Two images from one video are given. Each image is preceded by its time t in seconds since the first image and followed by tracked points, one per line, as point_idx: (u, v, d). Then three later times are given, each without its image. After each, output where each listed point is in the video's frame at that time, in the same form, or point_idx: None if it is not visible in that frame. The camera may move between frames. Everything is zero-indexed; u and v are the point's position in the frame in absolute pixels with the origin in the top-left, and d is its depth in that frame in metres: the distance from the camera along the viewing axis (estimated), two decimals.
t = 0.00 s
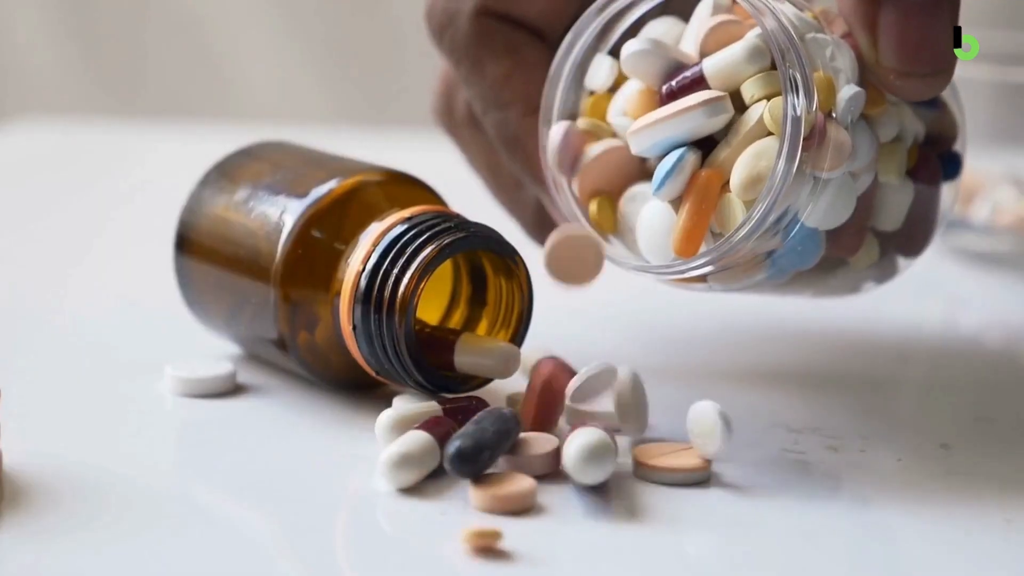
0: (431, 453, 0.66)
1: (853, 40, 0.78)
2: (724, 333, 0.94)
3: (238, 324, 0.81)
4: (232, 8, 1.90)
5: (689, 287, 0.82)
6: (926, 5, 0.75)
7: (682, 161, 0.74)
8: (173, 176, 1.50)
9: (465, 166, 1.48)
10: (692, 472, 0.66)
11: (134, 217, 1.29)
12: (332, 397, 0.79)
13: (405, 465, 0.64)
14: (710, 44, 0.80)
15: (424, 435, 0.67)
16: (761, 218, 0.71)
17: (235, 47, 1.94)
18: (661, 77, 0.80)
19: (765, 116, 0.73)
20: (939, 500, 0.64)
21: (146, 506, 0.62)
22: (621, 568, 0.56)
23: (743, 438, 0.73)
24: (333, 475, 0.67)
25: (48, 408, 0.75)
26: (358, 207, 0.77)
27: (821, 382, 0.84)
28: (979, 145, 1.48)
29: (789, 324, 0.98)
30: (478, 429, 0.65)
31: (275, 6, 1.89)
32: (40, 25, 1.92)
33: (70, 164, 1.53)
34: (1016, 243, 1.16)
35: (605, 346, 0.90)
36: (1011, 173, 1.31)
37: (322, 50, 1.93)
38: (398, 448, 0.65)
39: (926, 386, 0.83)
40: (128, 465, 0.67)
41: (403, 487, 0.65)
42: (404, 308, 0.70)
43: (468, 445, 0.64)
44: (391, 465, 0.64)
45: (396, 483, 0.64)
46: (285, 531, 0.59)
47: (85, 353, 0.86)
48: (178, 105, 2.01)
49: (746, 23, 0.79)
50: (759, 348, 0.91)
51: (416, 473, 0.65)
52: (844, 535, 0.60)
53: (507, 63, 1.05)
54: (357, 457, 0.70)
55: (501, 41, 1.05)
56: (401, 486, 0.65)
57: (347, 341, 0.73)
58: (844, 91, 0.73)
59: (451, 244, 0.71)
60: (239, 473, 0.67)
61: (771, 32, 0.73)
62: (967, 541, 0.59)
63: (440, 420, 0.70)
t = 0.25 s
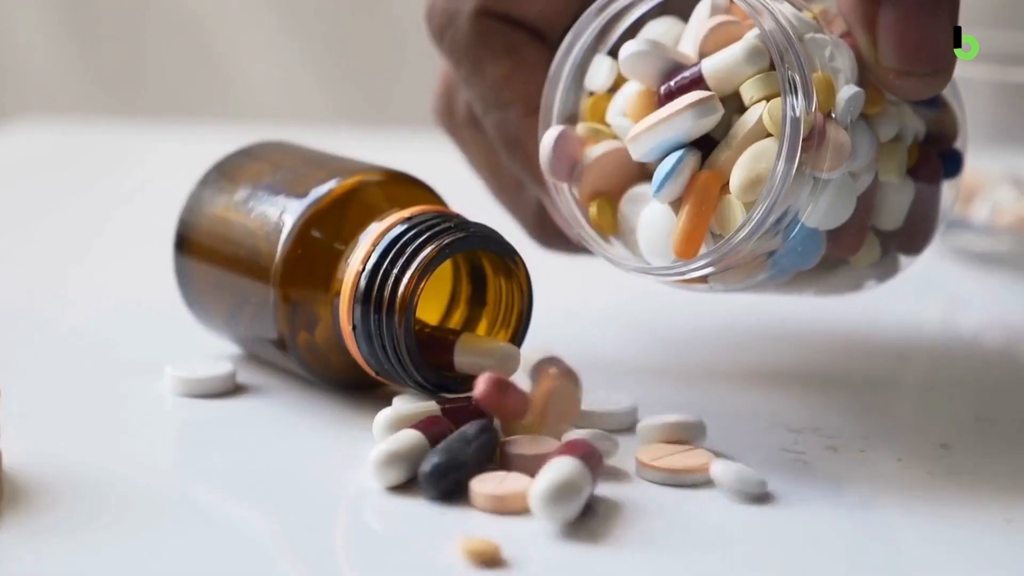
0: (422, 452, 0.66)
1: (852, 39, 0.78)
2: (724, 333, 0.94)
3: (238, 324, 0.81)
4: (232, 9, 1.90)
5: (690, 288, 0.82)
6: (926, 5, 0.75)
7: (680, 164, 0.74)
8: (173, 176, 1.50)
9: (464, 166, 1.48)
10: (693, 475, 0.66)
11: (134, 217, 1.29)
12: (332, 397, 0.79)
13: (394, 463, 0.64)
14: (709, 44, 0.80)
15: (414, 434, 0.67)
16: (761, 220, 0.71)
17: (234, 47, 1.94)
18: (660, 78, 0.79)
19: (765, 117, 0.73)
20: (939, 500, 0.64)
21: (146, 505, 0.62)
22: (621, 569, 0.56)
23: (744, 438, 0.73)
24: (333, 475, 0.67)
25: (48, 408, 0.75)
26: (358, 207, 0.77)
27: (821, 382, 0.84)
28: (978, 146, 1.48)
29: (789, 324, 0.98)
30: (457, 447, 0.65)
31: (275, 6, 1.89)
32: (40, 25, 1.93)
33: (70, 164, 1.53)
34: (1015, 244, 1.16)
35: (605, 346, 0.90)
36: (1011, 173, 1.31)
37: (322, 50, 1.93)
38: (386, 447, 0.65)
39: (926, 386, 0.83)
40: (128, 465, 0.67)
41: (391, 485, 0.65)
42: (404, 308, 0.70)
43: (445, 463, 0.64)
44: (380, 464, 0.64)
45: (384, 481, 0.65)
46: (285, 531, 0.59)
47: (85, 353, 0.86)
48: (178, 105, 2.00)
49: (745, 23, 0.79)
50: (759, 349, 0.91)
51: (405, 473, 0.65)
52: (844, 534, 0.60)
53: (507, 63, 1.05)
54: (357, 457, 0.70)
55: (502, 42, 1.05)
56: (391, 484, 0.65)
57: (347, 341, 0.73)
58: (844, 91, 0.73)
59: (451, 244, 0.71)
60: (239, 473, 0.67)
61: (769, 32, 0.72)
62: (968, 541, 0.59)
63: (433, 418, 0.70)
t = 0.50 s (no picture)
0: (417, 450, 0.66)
1: (852, 38, 0.78)
2: (724, 333, 0.94)
3: (238, 324, 0.81)
4: (232, 9, 1.90)
5: (691, 289, 0.82)
6: (926, 5, 0.75)
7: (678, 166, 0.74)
8: (173, 176, 1.50)
9: (464, 166, 1.48)
10: (693, 478, 0.66)
11: (134, 217, 1.29)
12: (332, 397, 0.79)
13: (388, 462, 0.64)
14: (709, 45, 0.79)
15: (409, 433, 0.67)
16: (760, 221, 0.71)
17: (234, 47, 1.94)
18: (660, 79, 0.79)
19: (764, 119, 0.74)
20: (939, 499, 0.64)
21: (146, 505, 0.62)
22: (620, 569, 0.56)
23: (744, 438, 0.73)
24: (333, 475, 0.67)
25: (48, 408, 0.75)
26: (358, 207, 0.77)
27: (822, 382, 0.84)
28: (978, 146, 1.48)
29: (789, 324, 0.98)
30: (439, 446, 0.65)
31: (275, 6, 1.89)
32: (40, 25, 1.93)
33: (70, 164, 1.53)
34: (1015, 244, 1.16)
35: (605, 347, 0.90)
36: (1011, 173, 1.31)
37: (322, 50, 1.93)
38: (381, 445, 0.65)
39: (926, 386, 0.83)
40: (128, 465, 0.67)
41: (386, 485, 0.65)
42: (404, 308, 0.70)
43: (426, 458, 0.64)
44: (374, 463, 0.64)
45: (379, 480, 0.65)
46: (284, 531, 0.59)
47: (85, 352, 0.86)
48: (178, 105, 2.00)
49: (745, 25, 0.79)
50: (759, 348, 0.91)
51: (400, 473, 0.65)
52: (844, 534, 0.60)
53: (507, 63, 1.05)
54: (357, 457, 0.70)
55: (502, 42, 1.05)
56: (386, 484, 0.65)
57: (347, 341, 0.73)
58: (843, 92, 0.73)
59: (451, 244, 0.71)
60: (239, 473, 0.67)
61: (768, 32, 0.72)
62: (967, 541, 0.59)
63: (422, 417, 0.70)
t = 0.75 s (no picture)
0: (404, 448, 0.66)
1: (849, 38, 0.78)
2: (724, 333, 0.94)
3: (238, 324, 0.80)
4: (232, 9, 1.90)
5: (692, 291, 0.82)
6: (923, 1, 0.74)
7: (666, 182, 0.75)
8: (173, 176, 1.50)
9: (464, 167, 1.48)
10: (693, 479, 0.65)
11: (134, 217, 1.29)
12: (332, 398, 0.79)
13: (374, 460, 0.65)
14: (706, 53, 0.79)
15: (396, 431, 0.67)
16: (758, 224, 0.71)
17: (234, 47, 1.94)
18: (658, 85, 0.80)
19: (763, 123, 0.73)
20: (938, 499, 0.64)
21: (146, 505, 0.62)
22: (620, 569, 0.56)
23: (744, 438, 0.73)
24: (332, 474, 0.67)
25: (48, 408, 0.75)
26: (358, 207, 0.77)
27: (821, 382, 0.84)
28: (978, 146, 1.48)
29: (789, 324, 0.98)
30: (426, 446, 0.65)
31: (275, 7, 1.89)
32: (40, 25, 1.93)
33: (69, 164, 1.53)
34: (1015, 244, 1.16)
35: (605, 347, 0.90)
36: (1011, 173, 1.31)
37: (322, 50, 1.93)
38: (368, 443, 0.65)
39: (925, 386, 0.83)
40: (128, 465, 0.67)
41: (373, 482, 0.65)
42: (404, 308, 0.70)
43: (412, 455, 0.64)
44: (360, 460, 0.65)
45: (366, 478, 0.65)
46: (284, 531, 0.60)
47: (85, 353, 0.86)
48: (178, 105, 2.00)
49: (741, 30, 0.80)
50: (758, 349, 0.91)
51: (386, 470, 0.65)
52: (844, 534, 0.60)
53: (507, 64, 1.05)
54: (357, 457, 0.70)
55: (502, 43, 1.05)
56: (373, 482, 0.65)
57: (347, 342, 0.73)
58: (841, 92, 0.73)
59: (451, 244, 0.71)
60: (239, 473, 0.67)
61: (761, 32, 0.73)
62: (967, 541, 0.59)
63: (414, 415, 0.70)
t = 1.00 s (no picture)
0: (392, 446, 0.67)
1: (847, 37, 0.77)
2: (724, 333, 0.94)
3: (238, 324, 0.80)
4: (232, 9, 1.90)
5: (692, 291, 0.82)
6: None
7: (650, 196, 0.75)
8: (173, 176, 1.50)
9: (464, 167, 1.48)
10: (693, 479, 0.65)
11: (134, 217, 1.29)
12: (332, 397, 0.79)
13: (362, 459, 0.65)
14: (696, 57, 0.79)
15: (387, 430, 0.68)
16: (757, 226, 0.71)
17: (234, 47, 1.94)
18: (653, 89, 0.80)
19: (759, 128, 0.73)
20: (938, 500, 0.64)
21: (146, 505, 0.62)
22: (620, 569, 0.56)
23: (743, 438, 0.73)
24: (333, 474, 0.67)
25: (47, 408, 0.75)
26: (358, 207, 0.77)
27: (821, 382, 0.84)
28: (977, 146, 1.48)
29: (789, 324, 0.98)
30: (419, 443, 0.65)
31: (275, 7, 1.89)
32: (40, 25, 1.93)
33: (69, 164, 1.53)
34: (1015, 244, 1.16)
35: (605, 347, 0.90)
36: (1011, 173, 1.31)
37: (322, 51, 1.93)
38: (356, 441, 0.66)
39: (925, 386, 0.83)
40: (128, 465, 0.67)
41: (361, 480, 0.66)
42: (404, 308, 0.70)
43: (405, 455, 0.64)
44: (348, 459, 0.65)
45: (354, 476, 0.65)
46: (284, 531, 0.60)
47: (85, 353, 0.86)
48: (178, 105, 2.00)
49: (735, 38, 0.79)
50: (758, 349, 0.91)
51: (375, 468, 0.65)
52: (844, 535, 0.60)
53: (507, 65, 1.05)
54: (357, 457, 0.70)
55: (502, 43, 1.05)
56: (361, 480, 0.66)
57: (347, 342, 0.73)
58: (838, 93, 0.74)
59: (451, 244, 0.71)
60: (239, 473, 0.67)
61: (756, 32, 0.73)
62: (967, 541, 0.59)
63: (408, 414, 0.71)
